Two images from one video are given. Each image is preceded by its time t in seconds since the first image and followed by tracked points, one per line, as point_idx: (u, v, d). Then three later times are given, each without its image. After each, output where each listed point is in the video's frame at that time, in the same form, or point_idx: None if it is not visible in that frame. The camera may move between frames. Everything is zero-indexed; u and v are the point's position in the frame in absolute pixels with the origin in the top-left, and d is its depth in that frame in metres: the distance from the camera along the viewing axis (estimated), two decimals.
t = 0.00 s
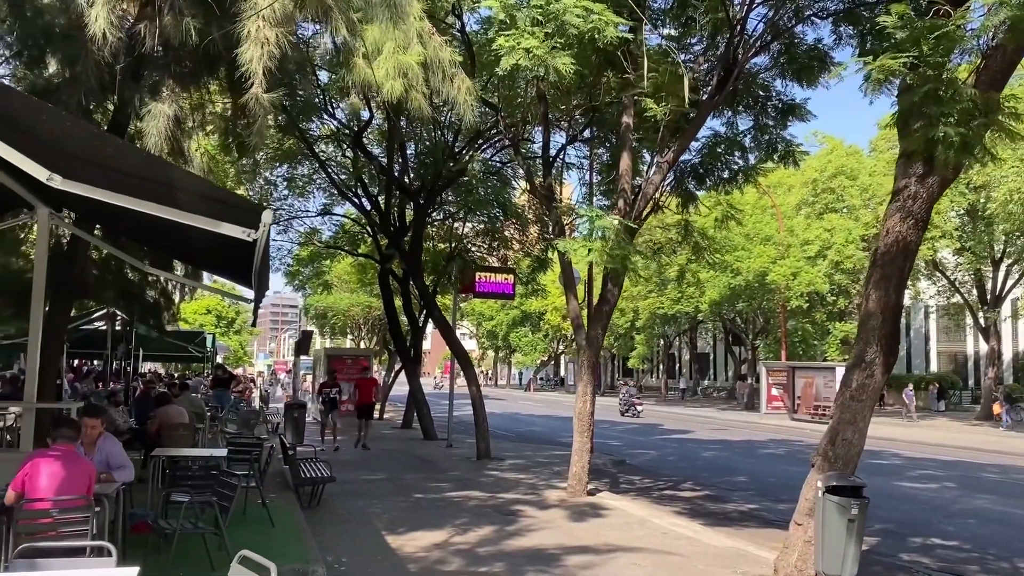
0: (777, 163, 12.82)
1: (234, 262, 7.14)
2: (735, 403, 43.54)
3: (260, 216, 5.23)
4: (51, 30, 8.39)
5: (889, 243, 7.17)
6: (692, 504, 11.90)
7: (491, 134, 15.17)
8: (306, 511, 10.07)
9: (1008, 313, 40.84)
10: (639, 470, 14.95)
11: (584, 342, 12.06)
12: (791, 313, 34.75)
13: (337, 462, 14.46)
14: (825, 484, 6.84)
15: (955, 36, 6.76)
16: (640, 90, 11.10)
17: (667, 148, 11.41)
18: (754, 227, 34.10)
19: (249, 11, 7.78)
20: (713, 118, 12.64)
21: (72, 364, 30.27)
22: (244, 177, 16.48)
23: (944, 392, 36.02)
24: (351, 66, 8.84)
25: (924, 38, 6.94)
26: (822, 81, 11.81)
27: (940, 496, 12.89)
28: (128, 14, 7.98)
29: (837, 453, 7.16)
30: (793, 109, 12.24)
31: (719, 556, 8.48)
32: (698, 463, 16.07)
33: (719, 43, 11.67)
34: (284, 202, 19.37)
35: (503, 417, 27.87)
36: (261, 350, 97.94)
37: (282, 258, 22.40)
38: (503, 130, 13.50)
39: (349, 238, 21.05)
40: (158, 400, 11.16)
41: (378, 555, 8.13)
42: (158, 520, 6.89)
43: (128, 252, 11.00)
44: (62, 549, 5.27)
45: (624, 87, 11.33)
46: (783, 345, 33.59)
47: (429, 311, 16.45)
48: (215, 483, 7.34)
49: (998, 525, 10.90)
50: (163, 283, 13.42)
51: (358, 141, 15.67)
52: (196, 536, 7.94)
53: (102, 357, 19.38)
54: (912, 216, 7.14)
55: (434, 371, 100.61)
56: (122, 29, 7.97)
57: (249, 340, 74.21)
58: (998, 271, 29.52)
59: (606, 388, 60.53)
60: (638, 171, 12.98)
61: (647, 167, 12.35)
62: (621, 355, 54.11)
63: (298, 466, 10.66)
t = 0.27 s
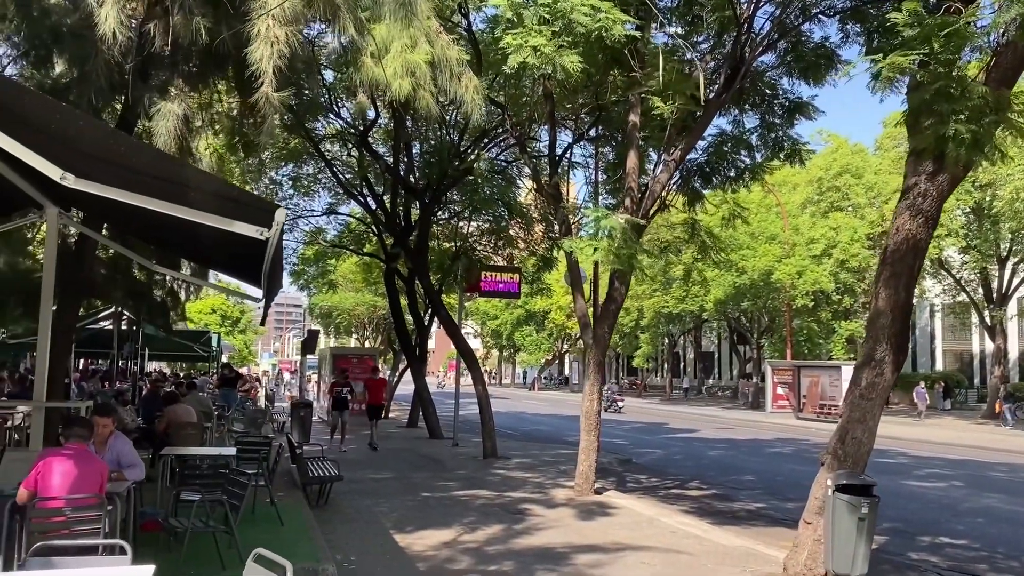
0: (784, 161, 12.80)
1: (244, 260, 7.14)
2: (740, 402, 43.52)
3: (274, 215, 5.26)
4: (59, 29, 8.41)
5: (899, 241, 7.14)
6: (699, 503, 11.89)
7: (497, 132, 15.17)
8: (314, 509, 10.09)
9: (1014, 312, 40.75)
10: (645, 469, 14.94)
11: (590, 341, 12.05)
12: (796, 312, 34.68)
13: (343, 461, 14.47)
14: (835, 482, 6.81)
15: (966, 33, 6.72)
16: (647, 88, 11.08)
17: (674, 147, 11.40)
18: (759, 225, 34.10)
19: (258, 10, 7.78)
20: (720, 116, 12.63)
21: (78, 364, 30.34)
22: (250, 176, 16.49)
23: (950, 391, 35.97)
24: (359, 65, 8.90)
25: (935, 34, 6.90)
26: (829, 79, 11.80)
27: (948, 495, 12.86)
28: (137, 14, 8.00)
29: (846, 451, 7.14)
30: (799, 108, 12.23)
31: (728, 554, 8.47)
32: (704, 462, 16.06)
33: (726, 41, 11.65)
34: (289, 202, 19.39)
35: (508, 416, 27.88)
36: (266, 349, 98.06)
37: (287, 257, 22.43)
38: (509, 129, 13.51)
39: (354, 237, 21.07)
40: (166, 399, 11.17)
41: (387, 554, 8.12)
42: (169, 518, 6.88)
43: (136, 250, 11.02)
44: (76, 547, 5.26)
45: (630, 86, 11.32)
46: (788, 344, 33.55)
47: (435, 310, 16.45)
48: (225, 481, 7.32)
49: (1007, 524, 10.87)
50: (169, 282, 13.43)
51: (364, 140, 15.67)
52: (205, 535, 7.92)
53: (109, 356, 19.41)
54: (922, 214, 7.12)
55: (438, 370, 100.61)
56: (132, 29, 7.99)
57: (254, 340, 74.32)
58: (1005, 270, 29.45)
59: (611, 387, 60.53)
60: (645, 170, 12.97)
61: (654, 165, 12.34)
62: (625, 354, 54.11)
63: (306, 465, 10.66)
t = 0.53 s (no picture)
0: (791, 160, 12.79)
1: (252, 260, 7.16)
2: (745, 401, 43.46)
3: (284, 215, 5.27)
4: (66, 30, 8.44)
5: (907, 240, 7.12)
6: (706, 502, 11.89)
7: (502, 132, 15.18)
8: (321, 508, 10.11)
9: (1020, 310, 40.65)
10: (651, 468, 14.94)
11: (597, 340, 12.05)
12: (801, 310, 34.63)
13: (350, 460, 14.50)
14: (844, 481, 6.76)
15: (975, 30, 6.69)
16: (654, 87, 11.07)
17: (681, 146, 11.38)
18: (764, 224, 34.18)
19: (266, 10, 7.78)
20: (726, 115, 12.62)
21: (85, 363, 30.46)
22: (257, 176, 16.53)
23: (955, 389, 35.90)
24: (365, 64, 8.77)
25: (943, 32, 6.86)
26: (835, 78, 11.78)
27: (955, 494, 12.84)
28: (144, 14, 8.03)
29: (855, 450, 7.12)
30: (806, 106, 12.22)
31: (735, 553, 8.47)
32: (711, 461, 16.05)
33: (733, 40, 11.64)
34: (295, 201, 19.43)
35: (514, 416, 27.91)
36: (271, 349, 98.31)
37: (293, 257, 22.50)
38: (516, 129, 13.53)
39: (360, 237, 21.11)
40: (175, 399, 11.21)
41: (395, 553, 8.13)
42: (178, 517, 6.88)
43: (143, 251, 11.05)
44: (87, 547, 5.26)
45: (637, 84, 11.32)
46: (793, 343, 33.49)
47: (441, 309, 16.46)
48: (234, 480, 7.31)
49: (1014, 523, 10.85)
50: (177, 282, 13.47)
51: (370, 140, 15.70)
52: (214, 534, 7.93)
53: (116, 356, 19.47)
54: (929, 212, 7.09)
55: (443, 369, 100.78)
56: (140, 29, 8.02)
57: (259, 339, 74.50)
58: (1011, 269, 29.38)
59: (615, 386, 60.52)
60: (652, 169, 12.95)
61: (660, 164, 12.33)
62: (630, 353, 54.13)
63: (313, 464, 10.67)
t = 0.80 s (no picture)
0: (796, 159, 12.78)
1: (256, 259, 7.18)
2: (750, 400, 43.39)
3: (290, 215, 5.29)
4: (72, 31, 8.47)
5: (913, 239, 7.11)
6: (711, 501, 11.87)
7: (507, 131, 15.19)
8: (327, 508, 10.12)
9: None
10: (656, 468, 14.94)
11: (601, 340, 12.05)
12: (806, 310, 34.52)
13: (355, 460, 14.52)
14: (850, 480, 6.72)
15: (981, 28, 6.68)
16: (659, 86, 11.06)
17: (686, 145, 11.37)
18: (769, 223, 34.29)
19: (271, 11, 7.79)
20: (730, 114, 12.61)
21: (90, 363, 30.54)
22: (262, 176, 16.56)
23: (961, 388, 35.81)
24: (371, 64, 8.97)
25: (949, 31, 6.84)
26: (840, 77, 11.76)
27: (961, 494, 12.80)
28: (151, 15, 8.06)
29: (860, 450, 7.11)
30: (811, 105, 12.19)
31: (741, 553, 8.46)
32: (716, 461, 16.03)
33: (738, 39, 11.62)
34: (300, 201, 19.46)
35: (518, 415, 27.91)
36: (276, 348, 98.43)
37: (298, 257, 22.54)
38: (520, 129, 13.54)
39: (364, 236, 21.14)
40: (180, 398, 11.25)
41: (400, 553, 8.14)
42: (184, 517, 6.91)
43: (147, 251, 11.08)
44: (94, 547, 5.29)
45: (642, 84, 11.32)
46: (798, 342, 33.43)
47: (445, 309, 16.47)
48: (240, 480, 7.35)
49: (1021, 522, 10.81)
50: (182, 282, 13.51)
51: (374, 140, 15.72)
52: (220, 534, 7.95)
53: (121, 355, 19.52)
54: (935, 211, 7.08)
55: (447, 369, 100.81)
56: (146, 30, 8.05)
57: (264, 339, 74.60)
58: (1017, 268, 29.30)
59: (620, 386, 60.50)
60: (656, 168, 12.94)
61: (665, 163, 12.32)
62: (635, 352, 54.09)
63: (318, 464, 10.67)
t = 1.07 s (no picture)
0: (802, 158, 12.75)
1: (263, 260, 7.19)
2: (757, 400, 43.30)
3: (297, 216, 5.31)
4: (80, 33, 8.52)
5: (920, 238, 7.09)
6: (718, 501, 11.86)
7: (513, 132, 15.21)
8: (334, 508, 10.14)
9: None
10: (663, 468, 14.93)
11: (608, 339, 12.04)
12: (815, 309, 34.12)
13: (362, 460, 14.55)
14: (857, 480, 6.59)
15: (990, 27, 6.63)
16: (665, 86, 11.06)
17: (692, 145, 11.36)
18: (776, 223, 34.26)
19: (278, 12, 7.81)
20: (737, 114, 12.59)
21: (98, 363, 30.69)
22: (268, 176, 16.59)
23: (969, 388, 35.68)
24: (377, 65, 8.92)
25: (957, 30, 6.81)
26: (847, 75, 11.74)
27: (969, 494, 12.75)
28: (158, 16, 8.10)
29: (867, 450, 7.08)
30: (817, 104, 12.17)
31: (748, 553, 8.44)
32: (723, 461, 16.01)
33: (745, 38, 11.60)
34: (306, 202, 19.51)
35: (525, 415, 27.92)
36: (283, 349, 98.63)
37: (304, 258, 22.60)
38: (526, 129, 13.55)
39: (370, 237, 21.17)
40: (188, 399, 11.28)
41: (407, 553, 8.14)
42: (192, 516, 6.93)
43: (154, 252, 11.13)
44: (103, 547, 5.32)
45: (648, 84, 11.32)
46: (805, 341, 33.34)
47: (451, 309, 16.47)
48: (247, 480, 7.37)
49: None
50: (189, 282, 13.54)
51: (380, 140, 15.75)
52: (228, 534, 7.97)
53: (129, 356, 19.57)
54: (943, 210, 7.04)
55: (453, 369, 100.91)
56: (154, 31, 8.09)
57: (271, 339, 74.79)
58: None
59: (627, 386, 60.46)
60: (663, 168, 12.93)
61: (671, 163, 12.31)
62: (641, 352, 54.05)
63: (325, 464, 10.68)
